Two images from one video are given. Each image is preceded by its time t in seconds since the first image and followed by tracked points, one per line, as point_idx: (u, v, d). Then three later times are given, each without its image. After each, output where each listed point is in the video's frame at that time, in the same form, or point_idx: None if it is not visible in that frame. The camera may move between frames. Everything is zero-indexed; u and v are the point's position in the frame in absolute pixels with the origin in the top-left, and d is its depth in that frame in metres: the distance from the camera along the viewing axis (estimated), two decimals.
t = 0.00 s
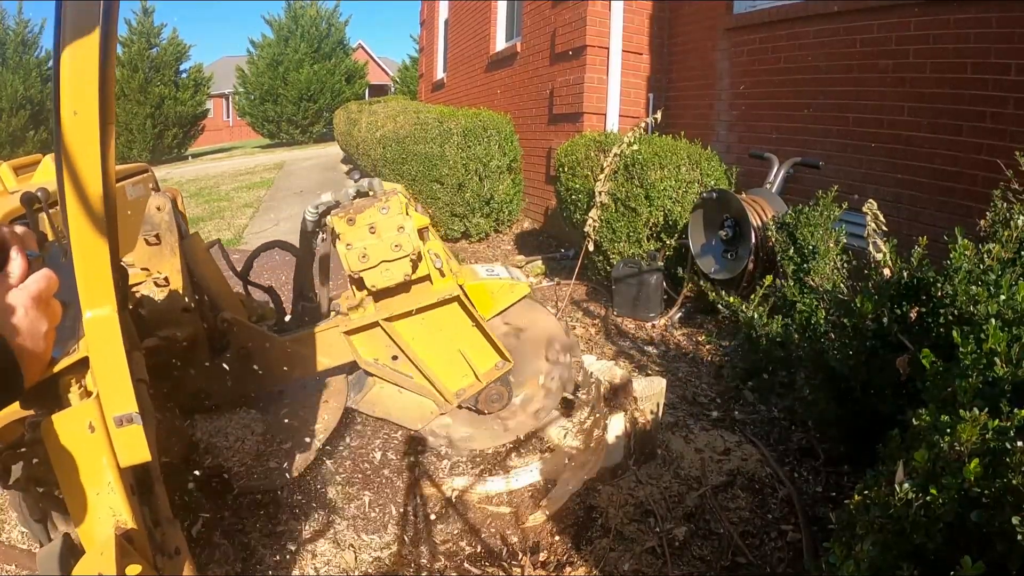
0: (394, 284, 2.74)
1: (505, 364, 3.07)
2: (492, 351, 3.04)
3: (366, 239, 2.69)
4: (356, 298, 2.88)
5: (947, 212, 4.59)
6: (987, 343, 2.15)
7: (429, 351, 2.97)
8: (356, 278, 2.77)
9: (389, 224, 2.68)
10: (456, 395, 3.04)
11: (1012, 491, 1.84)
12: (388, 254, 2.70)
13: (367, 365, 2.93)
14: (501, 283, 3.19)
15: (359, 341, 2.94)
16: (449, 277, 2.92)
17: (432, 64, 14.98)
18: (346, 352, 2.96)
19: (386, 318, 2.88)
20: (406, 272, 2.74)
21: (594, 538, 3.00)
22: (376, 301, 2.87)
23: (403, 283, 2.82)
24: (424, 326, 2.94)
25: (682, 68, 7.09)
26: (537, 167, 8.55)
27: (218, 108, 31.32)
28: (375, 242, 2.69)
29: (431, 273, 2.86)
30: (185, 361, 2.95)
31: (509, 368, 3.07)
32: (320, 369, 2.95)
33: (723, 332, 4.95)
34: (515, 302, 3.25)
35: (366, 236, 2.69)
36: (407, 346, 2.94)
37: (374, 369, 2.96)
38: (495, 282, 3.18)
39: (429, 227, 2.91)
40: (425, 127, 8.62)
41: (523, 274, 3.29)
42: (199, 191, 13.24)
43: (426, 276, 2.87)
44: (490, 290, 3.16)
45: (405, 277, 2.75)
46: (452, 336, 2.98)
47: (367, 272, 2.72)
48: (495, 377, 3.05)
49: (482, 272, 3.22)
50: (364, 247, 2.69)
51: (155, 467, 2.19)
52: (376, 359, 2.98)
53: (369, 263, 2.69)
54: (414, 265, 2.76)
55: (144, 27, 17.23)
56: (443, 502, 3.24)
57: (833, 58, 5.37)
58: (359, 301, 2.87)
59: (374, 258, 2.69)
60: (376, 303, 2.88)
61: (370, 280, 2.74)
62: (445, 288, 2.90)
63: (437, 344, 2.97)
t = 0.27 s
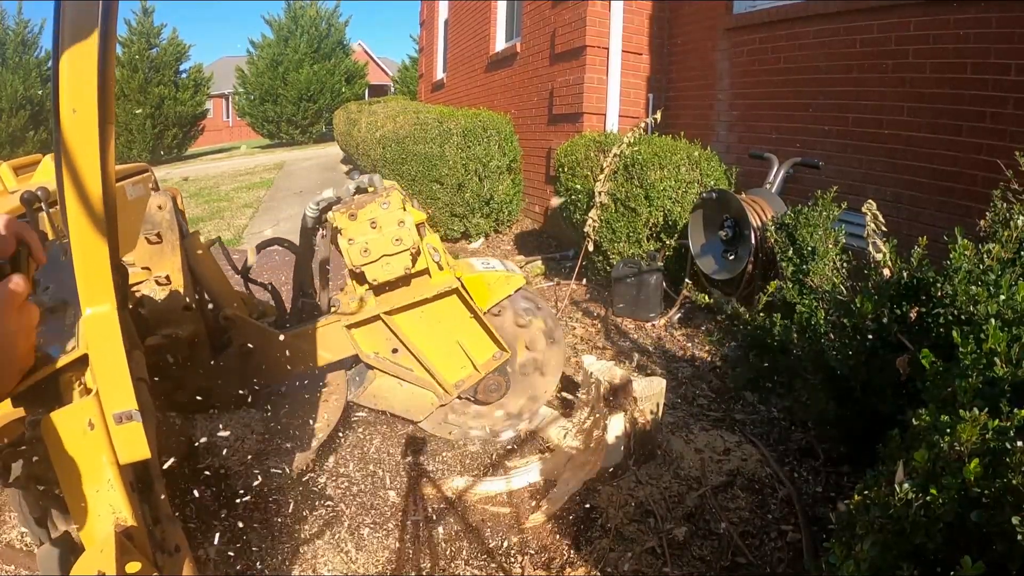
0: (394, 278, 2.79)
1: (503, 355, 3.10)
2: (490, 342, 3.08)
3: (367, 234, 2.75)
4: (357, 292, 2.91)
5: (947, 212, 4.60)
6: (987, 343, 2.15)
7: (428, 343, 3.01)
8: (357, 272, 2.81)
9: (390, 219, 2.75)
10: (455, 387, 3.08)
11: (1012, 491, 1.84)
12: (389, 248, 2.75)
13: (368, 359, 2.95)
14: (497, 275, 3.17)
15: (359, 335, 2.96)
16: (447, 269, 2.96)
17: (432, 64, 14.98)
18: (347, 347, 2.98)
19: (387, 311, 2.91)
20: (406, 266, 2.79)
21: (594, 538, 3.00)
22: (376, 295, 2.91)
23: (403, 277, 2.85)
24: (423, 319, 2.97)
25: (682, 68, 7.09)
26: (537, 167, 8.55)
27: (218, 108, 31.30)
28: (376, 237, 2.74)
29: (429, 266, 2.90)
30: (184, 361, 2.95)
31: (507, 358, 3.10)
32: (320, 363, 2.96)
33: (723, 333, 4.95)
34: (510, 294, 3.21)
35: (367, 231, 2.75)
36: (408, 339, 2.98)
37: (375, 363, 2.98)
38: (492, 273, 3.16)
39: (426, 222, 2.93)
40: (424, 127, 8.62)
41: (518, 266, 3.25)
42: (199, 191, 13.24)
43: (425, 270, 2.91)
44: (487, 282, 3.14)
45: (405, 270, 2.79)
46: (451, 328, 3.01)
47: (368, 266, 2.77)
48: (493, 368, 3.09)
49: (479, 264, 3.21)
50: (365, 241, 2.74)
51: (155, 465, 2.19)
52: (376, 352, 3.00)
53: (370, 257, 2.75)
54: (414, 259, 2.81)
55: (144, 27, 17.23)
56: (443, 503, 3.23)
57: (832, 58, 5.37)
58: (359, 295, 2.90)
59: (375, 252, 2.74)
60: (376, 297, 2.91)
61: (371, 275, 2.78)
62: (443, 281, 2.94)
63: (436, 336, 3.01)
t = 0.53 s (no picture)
0: (398, 285, 2.76)
1: (504, 365, 3.07)
2: (491, 352, 3.04)
3: (372, 240, 2.71)
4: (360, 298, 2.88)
5: (946, 213, 4.60)
6: (987, 343, 2.15)
7: (429, 350, 2.97)
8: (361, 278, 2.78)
9: (396, 227, 2.71)
10: (455, 395, 3.04)
11: (1012, 491, 1.84)
12: (394, 256, 2.72)
13: (368, 365, 2.93)
14: (500, 285, 3.18)
15: (361, 340, 2.93)
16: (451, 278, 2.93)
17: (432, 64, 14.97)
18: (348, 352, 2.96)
19: (389, 318, 2.87)
20: (410, 274, 2.75)
21: (594, 538, 2.99)
22: (380, 302, 2.87)
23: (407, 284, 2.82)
24: (426, 326, 2.94)
25: (682, 68, 7.09)
26: (537, 167, 8.55)
27: (218, 109, 31.31)
28: (381, 244, 2.71)
29: (433, 274, 2.87)
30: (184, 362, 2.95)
31: (508, 368, 3.07)
32: (321, 367, 2.98)
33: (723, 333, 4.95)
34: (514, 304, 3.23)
35: (372, 238, 2.72)
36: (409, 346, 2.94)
37: (376, 369, 2.96)
38: (495, 283, 3.18)
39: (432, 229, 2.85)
40: (424, 127, 8.63)
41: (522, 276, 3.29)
42: (199, 191, 13.25)
43: (429, 278, 2.88)
44: (490, 292, 3.15)
45: (409, 278, 2.76)
46: (453, 337, 2.98)
47: (372, 273, 2.74)
48: (493, 377, 3.05)
49: (482, 274, 3.26)
50: (370, 248, 2.71)
51: (155, 464, 2.19)
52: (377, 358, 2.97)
53: (374, 264, 2.71)
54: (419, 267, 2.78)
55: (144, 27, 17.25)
56: (443, 503, 3.24)
57: (832, 58, 5.37)
58: (362, 301, 2.87)
59: (380, 259, 2.71)
60: (379, 303, 2.87)
61: (375, 281, 2.75)
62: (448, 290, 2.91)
63: (437, 343, 2.97)
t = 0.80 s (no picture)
0: (400, 290, 2.76)
1: (504, 372, 3.02)
2: (492, 359, 3.00)
3: (375, 246, 2.72)
4: (362, 303, 2.89)
5: (946, 212, 4.60)
6: (986, 343, 2.15)
7: (429, 356, 2.93)
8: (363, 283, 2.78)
9: (398, 232, 2.72)
10: (455, 401, 2.98)
11: (1012, 491, 1.83)
12: (396, 261, 2.72)
13: (368, 369, 2.91)
14: (502, 292, 3.17)
15: (361, 345, 2.92)
16: (453, 284, 2.92)
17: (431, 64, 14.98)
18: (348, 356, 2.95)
19: (390, 323, 2.86)
20: (411, 280, 2.76)
21: (594, 538, 2.99)
22: (381, 307, 2.87)
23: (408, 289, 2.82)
24: (427, 331, 2.91)
25: (682, 68, 7.09)
26: (537, 167, 8.55)
27: (218, 109, 31.31)
28: (384, 249, 2.71)
29: (435, 280, 2.87)
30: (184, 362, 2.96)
31: (508, 375, 3.02)
32: (323, 370, 3.00)
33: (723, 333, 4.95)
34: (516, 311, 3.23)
35: (375, 243, 2.72)
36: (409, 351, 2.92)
37: (376, 373, 2.94)
38: (497, 290, 3.17)
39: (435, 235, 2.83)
40: (424, 127, 8.63)
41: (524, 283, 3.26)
42: (199, 191, 13.25)
43: (431, 284, 2.88)
44: (491, 298, 3.15)
45: (411, 283, 2.76)
46: (454, 342, 2.94)
47: (375, 278, 2.74)
48: (493, 384, 3.00)
49: (484, 279, 3.21)
50: (373, 253, 2.71)
51: (155, 464, 2.19)
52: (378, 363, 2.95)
53: (377, 269, 2.71)
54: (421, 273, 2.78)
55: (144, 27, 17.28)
56: (443, 503, 3.24)
57: (831, 59, 5.37)
58: (364, 305, 2.87)
59: (382, 264, 2.71)
60: (381, 308, 2.87)
61: (376, 286, 2.75)
62: (449, 295, 2.90)
63: (438, 349, 2.94)
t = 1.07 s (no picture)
0: (400, 292, 2.74)
1: (505, 375, 3.02)
2: (493, 361, 3.00)
3: (374, 246, 2.69)
4: (361, 304, 2.86)
5: (946, 213, 4.60)
6: (986, 343, 2.15)
7: (430, 357, 2.93)
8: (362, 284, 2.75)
9: (398, 233, 2.69)
10: (455, 403, 2.98)
11: (1012, 491, 1.83)
12: (396, 263, 2.70)
13: (367, 371, 2.88)
14: (502, 294, 3.18)
15: (360, 346, 2.89)
16: (453, 286, 2.91)
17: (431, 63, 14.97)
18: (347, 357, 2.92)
19: (390, 324, 2.84)
20: (411, 281, 2.74)
21: (594, 538, 3.00)
22: (381, 308, 2.84)
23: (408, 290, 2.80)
24: (427, 333, 2.90)
25: (682, 68, 7.09)
26: (537, 167, 8.55)
27: (217, 109, 31.26)
28: (383, 250, 2.69)
29: (436, 281, 2.85)
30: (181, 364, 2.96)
31: (509, 378, 3.02)
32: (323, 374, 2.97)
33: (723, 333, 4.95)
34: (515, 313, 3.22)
35: (374, 244, 2.69)
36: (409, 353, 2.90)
37: (376, 375, 2.92)
38: (497, 293, 3.17)
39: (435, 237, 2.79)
40: (424, 127, 8.63)
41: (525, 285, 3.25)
42: (199, 191, 13.25)
43: (431, 285, 2.87)
44: (491, 300, 3.15)
45: (411, 285, 2.74)
46: (454, 344, 2.94)
47: (374, 279, 2.71)
48: (494, 387, 3.00)
49: (485, 282, 3.23)
50: (372, 254, 2.68)
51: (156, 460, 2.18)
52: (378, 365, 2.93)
53: (377, 270, 2.68)
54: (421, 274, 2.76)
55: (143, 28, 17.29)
56: (443, 504, 3.24)
57: (832, 59, 5.37)
58: (364, 307, 2.84)
59: (382, 266, 2.68)
60: (380, 310, 2.84)
61: (376, 287, 2.73)
62: (450, 297, 2.89)
63: (438, 351, 2.93)
